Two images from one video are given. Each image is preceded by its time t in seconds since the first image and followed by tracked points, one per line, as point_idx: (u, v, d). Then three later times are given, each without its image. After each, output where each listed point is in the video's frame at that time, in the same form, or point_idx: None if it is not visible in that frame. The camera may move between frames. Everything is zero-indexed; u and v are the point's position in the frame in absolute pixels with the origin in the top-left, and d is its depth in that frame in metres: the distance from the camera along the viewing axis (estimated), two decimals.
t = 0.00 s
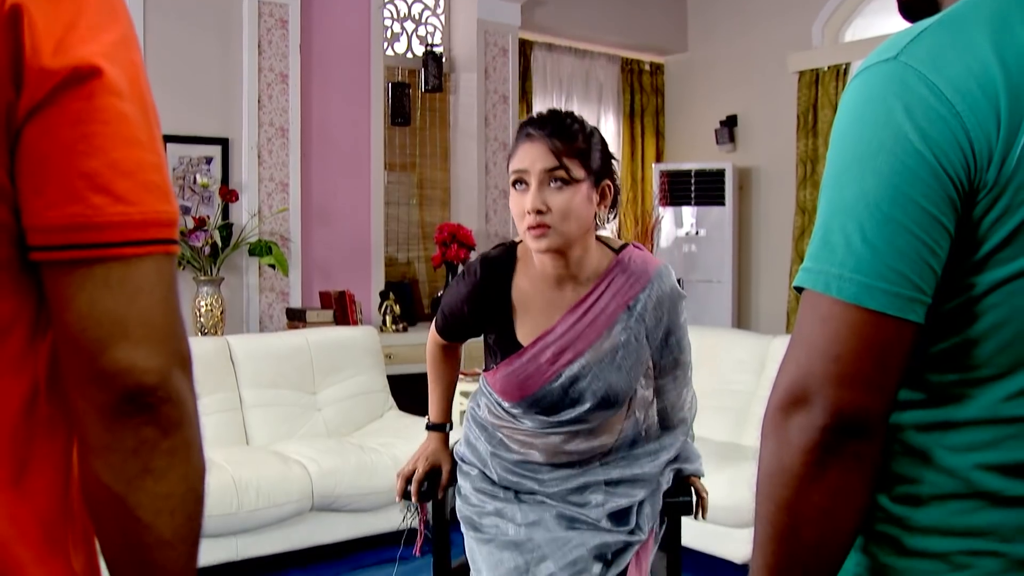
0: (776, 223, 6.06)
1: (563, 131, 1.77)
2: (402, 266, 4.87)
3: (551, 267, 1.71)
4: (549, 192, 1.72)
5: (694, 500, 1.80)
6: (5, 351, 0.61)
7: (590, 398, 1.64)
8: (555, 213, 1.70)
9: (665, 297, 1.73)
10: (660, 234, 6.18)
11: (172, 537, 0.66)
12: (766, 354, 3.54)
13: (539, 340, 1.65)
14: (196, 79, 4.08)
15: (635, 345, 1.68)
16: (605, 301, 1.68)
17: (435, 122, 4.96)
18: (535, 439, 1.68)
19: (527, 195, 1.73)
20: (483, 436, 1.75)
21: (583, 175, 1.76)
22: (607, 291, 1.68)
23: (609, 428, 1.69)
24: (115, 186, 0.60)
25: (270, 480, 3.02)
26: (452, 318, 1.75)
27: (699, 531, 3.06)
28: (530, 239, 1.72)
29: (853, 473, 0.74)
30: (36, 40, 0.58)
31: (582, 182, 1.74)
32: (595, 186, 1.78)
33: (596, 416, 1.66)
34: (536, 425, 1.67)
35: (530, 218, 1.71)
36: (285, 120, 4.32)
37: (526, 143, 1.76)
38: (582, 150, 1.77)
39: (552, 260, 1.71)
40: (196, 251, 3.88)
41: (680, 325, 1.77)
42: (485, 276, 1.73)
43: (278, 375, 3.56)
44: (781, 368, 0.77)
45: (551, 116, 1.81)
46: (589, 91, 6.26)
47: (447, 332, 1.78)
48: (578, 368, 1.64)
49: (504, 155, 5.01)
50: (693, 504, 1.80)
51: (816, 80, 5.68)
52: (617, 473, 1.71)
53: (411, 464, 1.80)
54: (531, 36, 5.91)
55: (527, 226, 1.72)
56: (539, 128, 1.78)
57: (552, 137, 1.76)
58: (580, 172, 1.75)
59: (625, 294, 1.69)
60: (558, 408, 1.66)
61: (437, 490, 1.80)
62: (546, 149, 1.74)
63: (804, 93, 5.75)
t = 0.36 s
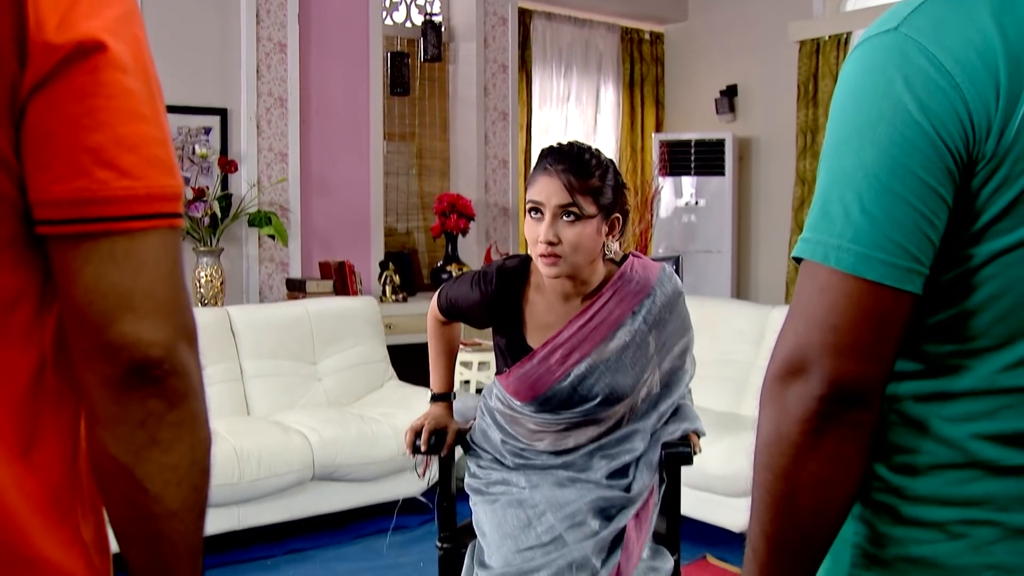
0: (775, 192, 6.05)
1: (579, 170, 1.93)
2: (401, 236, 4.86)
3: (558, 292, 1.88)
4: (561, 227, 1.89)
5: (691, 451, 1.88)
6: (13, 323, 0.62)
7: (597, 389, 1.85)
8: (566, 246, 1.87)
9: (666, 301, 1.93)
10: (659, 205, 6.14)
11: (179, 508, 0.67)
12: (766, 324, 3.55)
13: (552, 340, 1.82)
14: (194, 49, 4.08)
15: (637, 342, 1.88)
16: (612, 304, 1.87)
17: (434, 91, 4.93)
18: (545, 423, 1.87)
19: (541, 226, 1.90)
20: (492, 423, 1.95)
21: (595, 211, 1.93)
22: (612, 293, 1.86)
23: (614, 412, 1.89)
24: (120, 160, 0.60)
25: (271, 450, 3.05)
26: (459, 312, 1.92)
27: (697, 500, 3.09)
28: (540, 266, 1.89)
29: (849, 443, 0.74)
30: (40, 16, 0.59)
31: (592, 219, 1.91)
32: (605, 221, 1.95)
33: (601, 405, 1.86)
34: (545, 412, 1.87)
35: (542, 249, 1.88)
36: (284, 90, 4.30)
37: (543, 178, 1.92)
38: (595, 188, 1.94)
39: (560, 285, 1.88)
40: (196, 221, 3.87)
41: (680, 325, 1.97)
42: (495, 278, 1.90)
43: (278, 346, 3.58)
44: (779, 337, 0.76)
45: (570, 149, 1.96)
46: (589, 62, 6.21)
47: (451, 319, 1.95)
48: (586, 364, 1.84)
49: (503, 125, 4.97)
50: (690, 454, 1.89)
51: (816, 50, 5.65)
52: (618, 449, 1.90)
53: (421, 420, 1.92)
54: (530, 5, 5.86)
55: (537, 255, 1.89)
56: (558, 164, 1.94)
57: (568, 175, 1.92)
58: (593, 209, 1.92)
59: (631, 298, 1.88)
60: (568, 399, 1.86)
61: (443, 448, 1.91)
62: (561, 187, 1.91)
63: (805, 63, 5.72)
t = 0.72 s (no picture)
0: (774, 158, 6.03)
1: (574, 124, 2.06)
2: (399, 203, 4.78)
3: (548, 238, 1.98)
4: (554, 174, 2.00)
5: (688, 423, 1.90)
6: (17, 293, 0.62)
7: (581, 337, 1.90)
8: (557, 191, 1.97)
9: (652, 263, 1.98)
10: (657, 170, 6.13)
11: (183, 475, 0.68)
12: (763, 290, 3.56)
13: (538, 289, 1.91)
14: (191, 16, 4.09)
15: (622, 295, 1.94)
16: (597, 257, 1.94)
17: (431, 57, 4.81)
18: (531, 378, 1.94)
19: (535, 172, 2.01)
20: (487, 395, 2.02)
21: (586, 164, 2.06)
22: (596, 246, 1.94)
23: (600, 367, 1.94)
24: (123, 129, 0.60)
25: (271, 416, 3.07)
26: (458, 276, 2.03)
27: (695, 465, 3.11)
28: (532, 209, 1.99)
29: (848, 410, 0.74)
30: None
31: (583, 169, 2.03)
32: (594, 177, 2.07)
33: (585, 359, 1.92)
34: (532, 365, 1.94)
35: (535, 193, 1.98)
36: (281, 56, 4.27)
37: (540, 130, 2.04)
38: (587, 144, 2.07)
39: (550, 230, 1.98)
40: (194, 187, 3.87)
41: (670, 293, 2.03)
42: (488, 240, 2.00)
43: (276, 312, 3.59)
44: (779, 305, 0.76)
45: (567, 108, 2.10)
46: (587, 29, 6.14)
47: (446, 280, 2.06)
48: (569, 312, 1.90)
49: (501, 91, 4.94)
50: (686, 425, 1.91)
51: (816, 15, 5.69)
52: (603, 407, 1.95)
53: (416, 393, 1.97)
54: None
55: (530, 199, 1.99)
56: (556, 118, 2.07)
57: (563, 128, 2.04)
58: (585, 161, 2.04)
59: (616, 254, 1.95)
60: (553, 350, 1.92)
61: (441, 416, 1.96)
62: (556, 138, 2.03)
63: (804, 29, 5.73)
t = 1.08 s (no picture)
0: (776, 139, 6.01)
1: (586, 90, 2.17)
2: (401, 183, 4.76)
3: (556, 198, 2.07)
4: (565, 134, 2.11)
5: (691, 410, 1.92)
6: (30, 283, 0.63)
7: (582, 298, 1.97)
8: (567, 150, 2.08)
9: (654, 235, 2.06)
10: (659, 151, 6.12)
11: (195, 461, 0.69)
12: (765, 272, 3.57)
13: (542, 252, 2.00)
14: None
15: (624, 263, 2.02)
16: (600, 225, 2.04)
17: (433, 37, 4.78)
18: (535, 345, 2.01)
19: (546, 133, 2.12)
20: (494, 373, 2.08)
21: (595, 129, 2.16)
22: (599, 213, 2.05)
23: (602, 334, 2.00)
24: (134, 119, 0.61)
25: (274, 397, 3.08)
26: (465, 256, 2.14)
27: (696, 446, 3.13)
28: (543, 166, 2.09)
29: (852, 395, 0.75)
30: None
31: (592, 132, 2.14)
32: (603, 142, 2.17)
33: (587, 323, 1.98)
34: (536, 331, 2.01)
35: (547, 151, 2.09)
36: (282, 36, 4.26)
37: (554, 95, 2.15)
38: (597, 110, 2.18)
39: (557, 189, 2.08)
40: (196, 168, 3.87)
41: (674, 272, 2.09)
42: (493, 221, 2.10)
43: (278, 293, 3.59)
44: (784, 291, 0.77)
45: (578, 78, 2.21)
46: (589, 7, 6.11)
47: (454, 269, 2.17)
48: (572, 273, 1.98)
49: (503, 71, 4.93)
50: (689, 411, 1.93)
51: None
52: (605, 379, 2.00)
53: (421, 378, 2.02)
54: None
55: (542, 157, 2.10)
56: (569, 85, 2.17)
57: (575, 93, 2.15)
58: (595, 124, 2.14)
59: (616, 222, 2.05)
60: (555, 312, 1.99)
61: (443, 401, 2.01)
62: (568, 102, 2.14)
63: (806, 9, 5.71)
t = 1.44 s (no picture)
0: (773, 128, 6.01)
1: (582, 85, 2.22)
2: (399, 172, 4.76)
3: (551, 190, 2.12)
4: (562, 126, 2.15)
5: (690, 397, 1.93)
6: (40, 277, 0.64)
7: (572, 292, 2.01)
8: (564, 141, 2.13)
9: (647, 230, 2.12)
10: (657, 139, 6.13)
11: (203, 453, 0.70)
12: (763, 262, 3.58)
13: (535, 247, 2.06)
14: None
15: (614, 258, 2.07)
16: (592, 221, 2.10)
17: (431, 26, 4.75)
18: (526, 335, 2.07)
19: (543, 124, 2.16)
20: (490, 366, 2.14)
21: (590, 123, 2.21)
22: (592, 209, 2.11)
23: (591, 326, 2.05)
24: (144, 115, 0.62)
25: (273, 386, 3.10)
26: (467, 252, 2.20)
27: (694, 435, 3.15)
28: (540, 157, 2.14)
29: (851, 386, 0.75)
30: None
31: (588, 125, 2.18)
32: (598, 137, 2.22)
33: (574, 314, 2.03)
34: (529, 323, 2.07)
35: (544, 142, 2.13)
36: (279, 25, 4.25)
37: (551, 89, 2.20)
38: (593, 104, 2.23)
39: (552, 181, 2.12)
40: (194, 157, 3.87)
41: (668, 270, 2.14)
42: (491, 216, 2.17)
43: (277, 283, 3.60)
44: (783, 282, 0.77)
45: (574, 74, 2.26)
46: None
47: (458, 268, 2.23)
48: (563, 267, 2.03)
49: (501, 60, 4.92)
50: (688, 399, 1.94)
51: None
52: (591, 364, 2.03)
53: (423, 367, 2.06)
54: None
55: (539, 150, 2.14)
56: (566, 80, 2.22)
57: (572, 87, 2.20)
58: (590, 119, 2.19)
59: (608, 216, 2.11)
60: (547, 305, 2.04)
61: (444, 390, 2.05)
62: (565, 95, 2.19)
63: None
